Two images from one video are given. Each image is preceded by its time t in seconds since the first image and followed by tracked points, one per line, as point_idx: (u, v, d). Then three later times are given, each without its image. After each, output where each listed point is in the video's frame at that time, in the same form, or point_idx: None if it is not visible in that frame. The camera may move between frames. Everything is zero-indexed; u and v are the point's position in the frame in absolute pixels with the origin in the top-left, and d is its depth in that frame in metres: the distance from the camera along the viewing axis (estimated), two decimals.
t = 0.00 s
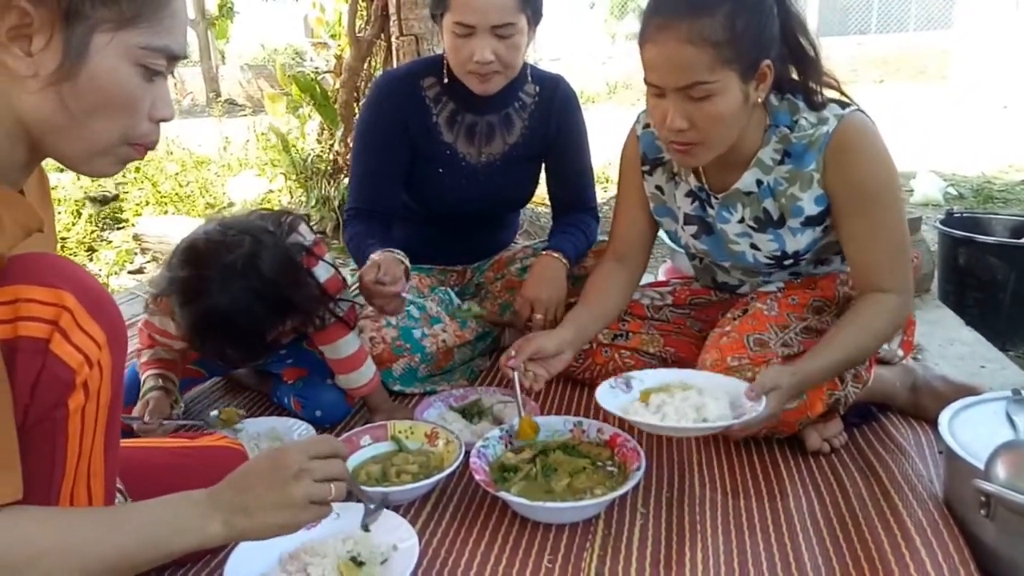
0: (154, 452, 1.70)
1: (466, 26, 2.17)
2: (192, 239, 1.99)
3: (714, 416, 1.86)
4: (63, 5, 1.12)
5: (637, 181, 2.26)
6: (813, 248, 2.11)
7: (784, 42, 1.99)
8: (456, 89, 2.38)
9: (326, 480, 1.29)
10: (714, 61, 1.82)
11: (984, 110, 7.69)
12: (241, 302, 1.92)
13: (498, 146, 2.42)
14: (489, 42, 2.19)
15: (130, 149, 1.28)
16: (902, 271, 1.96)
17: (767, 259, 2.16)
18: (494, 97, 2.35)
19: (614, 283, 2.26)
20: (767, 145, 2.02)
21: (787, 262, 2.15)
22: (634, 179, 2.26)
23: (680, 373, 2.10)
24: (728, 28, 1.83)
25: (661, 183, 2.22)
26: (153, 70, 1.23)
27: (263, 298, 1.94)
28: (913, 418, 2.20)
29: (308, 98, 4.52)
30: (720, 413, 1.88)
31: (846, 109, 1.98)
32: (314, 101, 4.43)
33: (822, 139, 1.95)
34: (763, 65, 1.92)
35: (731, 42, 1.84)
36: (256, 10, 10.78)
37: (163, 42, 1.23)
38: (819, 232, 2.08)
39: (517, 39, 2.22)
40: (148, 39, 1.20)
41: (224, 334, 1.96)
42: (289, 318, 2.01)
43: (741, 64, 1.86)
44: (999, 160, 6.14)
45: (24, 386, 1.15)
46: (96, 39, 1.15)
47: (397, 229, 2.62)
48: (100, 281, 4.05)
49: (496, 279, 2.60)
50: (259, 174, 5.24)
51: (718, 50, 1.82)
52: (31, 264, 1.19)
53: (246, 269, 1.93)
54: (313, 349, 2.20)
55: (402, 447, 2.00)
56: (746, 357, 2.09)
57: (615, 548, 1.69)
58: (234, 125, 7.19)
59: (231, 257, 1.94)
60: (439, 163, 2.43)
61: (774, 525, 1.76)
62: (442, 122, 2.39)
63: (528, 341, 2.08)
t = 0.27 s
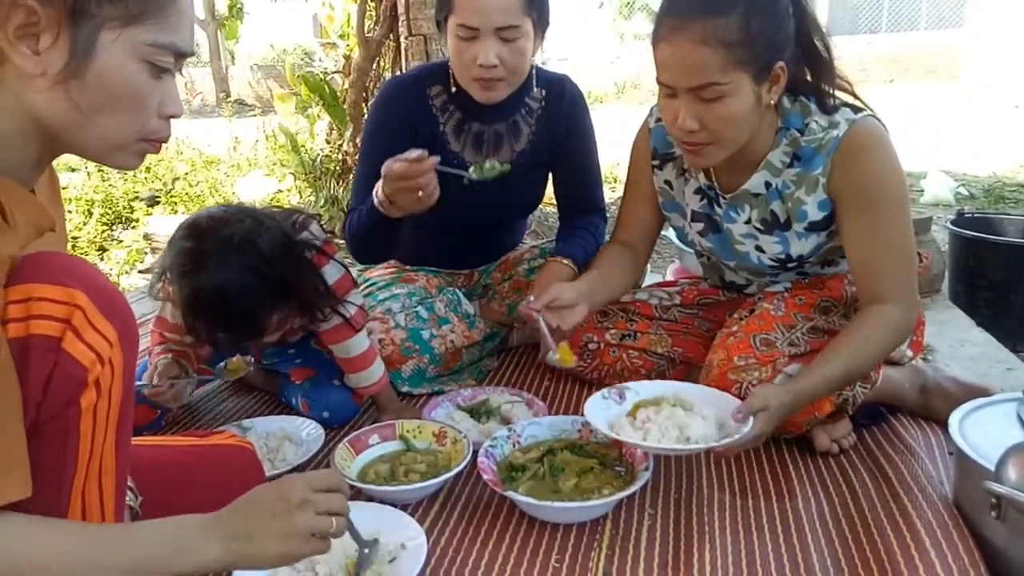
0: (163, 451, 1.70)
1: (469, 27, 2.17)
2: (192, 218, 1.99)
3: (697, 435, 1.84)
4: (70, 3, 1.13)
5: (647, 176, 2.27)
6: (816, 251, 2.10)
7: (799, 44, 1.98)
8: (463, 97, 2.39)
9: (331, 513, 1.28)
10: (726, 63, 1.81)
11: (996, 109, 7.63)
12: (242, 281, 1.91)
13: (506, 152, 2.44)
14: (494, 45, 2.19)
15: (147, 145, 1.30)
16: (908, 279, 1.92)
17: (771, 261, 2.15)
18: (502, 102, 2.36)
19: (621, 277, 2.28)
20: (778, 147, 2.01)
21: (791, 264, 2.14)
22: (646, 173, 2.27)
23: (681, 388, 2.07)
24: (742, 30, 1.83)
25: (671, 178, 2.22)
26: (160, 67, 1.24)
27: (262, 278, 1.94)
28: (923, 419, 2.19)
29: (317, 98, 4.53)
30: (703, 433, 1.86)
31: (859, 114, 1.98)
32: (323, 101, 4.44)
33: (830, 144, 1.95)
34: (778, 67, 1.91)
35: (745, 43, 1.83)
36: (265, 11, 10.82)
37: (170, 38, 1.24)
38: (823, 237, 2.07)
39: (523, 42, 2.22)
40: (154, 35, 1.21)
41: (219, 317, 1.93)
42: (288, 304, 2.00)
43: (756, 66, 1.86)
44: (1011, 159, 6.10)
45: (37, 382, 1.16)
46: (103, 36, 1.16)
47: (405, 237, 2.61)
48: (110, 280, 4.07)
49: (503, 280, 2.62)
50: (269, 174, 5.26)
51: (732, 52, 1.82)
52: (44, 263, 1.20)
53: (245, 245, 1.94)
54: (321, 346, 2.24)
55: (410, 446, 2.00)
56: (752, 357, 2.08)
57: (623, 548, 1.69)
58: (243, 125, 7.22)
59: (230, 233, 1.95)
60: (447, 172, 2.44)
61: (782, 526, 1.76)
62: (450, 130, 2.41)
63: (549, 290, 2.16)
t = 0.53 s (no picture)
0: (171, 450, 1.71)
1: (473, 24, 2.17)
2: (202, 192, 2.00)
3: (733, 394, 1.87)
4: None
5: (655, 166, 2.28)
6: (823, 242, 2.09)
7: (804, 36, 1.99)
8: (465, 103, 2.40)
9: (349, 453, 1.30)
10: (731, 55, 1.81)
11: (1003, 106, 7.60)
12: (248, 256, 1.89)
13: (510, 160, 2.42)
14: (497, 44, 2.18)
15: (148, 140, 1.28)
16: (921, 264, 1.94)
17: (776, 253, 2.13)
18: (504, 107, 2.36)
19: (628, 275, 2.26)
20: (784, 138, 2.01)
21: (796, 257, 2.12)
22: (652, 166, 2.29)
23: (704, 339, 2.12)
24: (746, 21, 1.81)
25: (677, 171, 2.22)
26: (158, 61, 1.21)
27: (268, 256, 1.92)
28: (929, 417, 2.18)
29: (322, 95, 4.53)
30: (737, 392, 1.88)
31: (864, 104, 1.97)
32: (328, 98, 4.44)
33: (837, 135, 1.95)
34: (782, 60, 1.90)
35: (750, 35, 1.82)
36: (269, 8, 10.82)
37: (169, 31, 1.21)
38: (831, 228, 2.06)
39: (526, 41, 2.21)
40: (151, 28, 1.18)
41: (217, 288, 1.88)
42: (290, 286, 1.97)
43: (759, 60, 1.85)
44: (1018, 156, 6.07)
45: (37, 378, 1.16)
46: (97, 28, 1.14)
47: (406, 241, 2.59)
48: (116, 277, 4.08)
49: (508, 279, 2.64)
50: (273, 171, 5.27)
51: (737, 44, 1.81)
52: (48, 260, 1.20)
53: (252, 220, 1.93)
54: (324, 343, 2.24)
55: (415, 443, 2.00)
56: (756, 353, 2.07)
57: (628, 545, 1.69)
58: (247, 122, 7.23)
59: (240, 206, 1.94)
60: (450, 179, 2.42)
61: (787, 524, 1.75)
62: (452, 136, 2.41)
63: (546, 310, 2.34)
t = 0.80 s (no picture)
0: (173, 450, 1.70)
1: (480, 20, 2.16)
2: (205, 187, 2.00)
3: (776, 354, 1.89)
4: None
5: (662, 156, 2.28)
6: (834, 234, 2.09)
7: (812, 25, 1.99)
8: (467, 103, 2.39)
9: (348, 365, 1.29)
10: (737, 39, 1.81)
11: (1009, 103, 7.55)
12: (250, 249, 1.90)
13: (513, 162, 2.41)
14: (503, 41, 2.17)
15: (151, 138, 1.28)
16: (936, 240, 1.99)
17: (787, 242, 2.12)
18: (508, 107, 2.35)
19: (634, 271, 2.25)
20: (794, 128, 2.01)
21: (806, 246, 2.12)
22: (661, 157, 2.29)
23: (733, 303, 2.15)
24: (753, 7, 1.81)
25: (684, 162, 2.22)
26: (155, 56, 1.20)
27: (271, 250, 1.93)
28: (935, 415, 2.17)
29: (326, 92, 4.53)
30: (777, 350, 1.91)
31: (874, 95, 1.98)
32: (332, 95, 4.44)
33: (850, 125, 1.95)
34: (789, 47, 1.90)
35: (756, 21, 1.82)
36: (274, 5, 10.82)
37: (167, 26, 1.20)
38: (842, 218, 2.06)
39: (532, 39, 2.21)
40: (149, 23, 1.17)
41: (220, 282, 1.90)
42: (293, 280, 1.98)
43: (767, 44, 1.85)
44: None
45: (45, 374, 1.17)
46: (93, 23, 1.13)
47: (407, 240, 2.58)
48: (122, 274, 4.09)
49: (512, 276, 2.64)
50: (278, 168, 5.27)
51: (744, 28, 1.81)
52: (55, 260, 1.21)
53: (254, 213, 1.93)
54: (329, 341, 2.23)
55: (419, 439, 2.01)
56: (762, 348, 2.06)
57: (632, 542, 1.69)
58: (252, 119, 7.23)
59: (242, 201, 1.94)
60: (453, 182, 2.41)
61: (792, 521, 1.75)
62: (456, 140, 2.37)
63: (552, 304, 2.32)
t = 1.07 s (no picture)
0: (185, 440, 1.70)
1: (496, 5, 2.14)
2: (211, 173, 2.00)
3: (812, 324, 1.93)
4: None
5: (673, 143, 2.26)
6: (851, 219, 2.07)
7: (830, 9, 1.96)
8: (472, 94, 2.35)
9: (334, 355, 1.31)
10: (754, 21, 1.78)
11: None
12: (257, 235, 1.90)
13: (519, 156, 2.39)
14: (516, 27, 2.15)
15: (157, 125, 1.27)
16: (955, 218, 2.01)
17: (805, 228, 2.11)
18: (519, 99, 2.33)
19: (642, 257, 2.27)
20: (810, 112, 1.99)
21: (825, 232, 2.10)
22: (670, 144, 2.27)
23: (757, 275, 2.14)
24: None
25: (696, 148, 2.20)
26: (163, 44, 1.20)
27: (279, 234, 1.93)
28: (946, 403, 2.16)
29: (335, 79, 4.52)
30: (808, 320, 1.94)
31: (890, 79, 1.97)
32: (341, 82, 4.43)
33: (867, 110, 1.94)
34: (807, 30, 1.88)
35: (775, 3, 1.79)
36: None
37: (175, 14, 1.19)
38: (861, 203, 2.04)
39: (545, 31, 2.19)
40: (158, 11, 1.17)
41: (225, 265, 1.90)
42: (300, 264, 1.99)
43: (783, 25, 1.83)
44: None
45: (62, 355, 1.18)
46: (100, 11, 1.13)
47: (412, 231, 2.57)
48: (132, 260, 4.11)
49: (520, 264, 2.63)
50: (287, 155, 5.27)
51: (759, 11, 1.78)
52: (68, 244, 1.21)
53: (260, 200, 1.93)
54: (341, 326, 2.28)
55: (429, 425, 2.02)
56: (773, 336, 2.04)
57: (640, 528, 1.69)
58: (261, 106, 7.23)
59: (247, 187, 1.94)
60: (458, 171, 2.40)
61: (801, 508, 1.75)
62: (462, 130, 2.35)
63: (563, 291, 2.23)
